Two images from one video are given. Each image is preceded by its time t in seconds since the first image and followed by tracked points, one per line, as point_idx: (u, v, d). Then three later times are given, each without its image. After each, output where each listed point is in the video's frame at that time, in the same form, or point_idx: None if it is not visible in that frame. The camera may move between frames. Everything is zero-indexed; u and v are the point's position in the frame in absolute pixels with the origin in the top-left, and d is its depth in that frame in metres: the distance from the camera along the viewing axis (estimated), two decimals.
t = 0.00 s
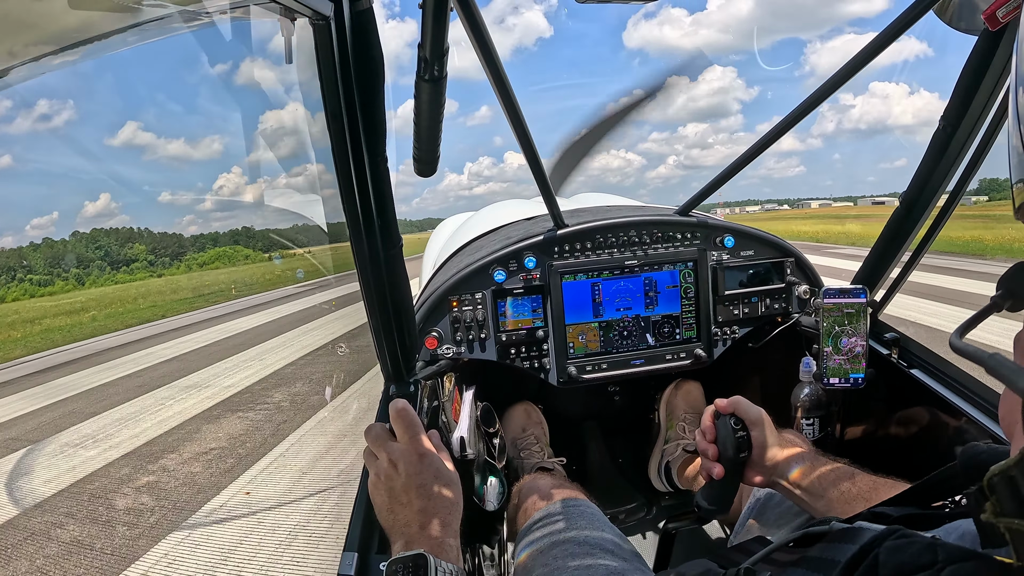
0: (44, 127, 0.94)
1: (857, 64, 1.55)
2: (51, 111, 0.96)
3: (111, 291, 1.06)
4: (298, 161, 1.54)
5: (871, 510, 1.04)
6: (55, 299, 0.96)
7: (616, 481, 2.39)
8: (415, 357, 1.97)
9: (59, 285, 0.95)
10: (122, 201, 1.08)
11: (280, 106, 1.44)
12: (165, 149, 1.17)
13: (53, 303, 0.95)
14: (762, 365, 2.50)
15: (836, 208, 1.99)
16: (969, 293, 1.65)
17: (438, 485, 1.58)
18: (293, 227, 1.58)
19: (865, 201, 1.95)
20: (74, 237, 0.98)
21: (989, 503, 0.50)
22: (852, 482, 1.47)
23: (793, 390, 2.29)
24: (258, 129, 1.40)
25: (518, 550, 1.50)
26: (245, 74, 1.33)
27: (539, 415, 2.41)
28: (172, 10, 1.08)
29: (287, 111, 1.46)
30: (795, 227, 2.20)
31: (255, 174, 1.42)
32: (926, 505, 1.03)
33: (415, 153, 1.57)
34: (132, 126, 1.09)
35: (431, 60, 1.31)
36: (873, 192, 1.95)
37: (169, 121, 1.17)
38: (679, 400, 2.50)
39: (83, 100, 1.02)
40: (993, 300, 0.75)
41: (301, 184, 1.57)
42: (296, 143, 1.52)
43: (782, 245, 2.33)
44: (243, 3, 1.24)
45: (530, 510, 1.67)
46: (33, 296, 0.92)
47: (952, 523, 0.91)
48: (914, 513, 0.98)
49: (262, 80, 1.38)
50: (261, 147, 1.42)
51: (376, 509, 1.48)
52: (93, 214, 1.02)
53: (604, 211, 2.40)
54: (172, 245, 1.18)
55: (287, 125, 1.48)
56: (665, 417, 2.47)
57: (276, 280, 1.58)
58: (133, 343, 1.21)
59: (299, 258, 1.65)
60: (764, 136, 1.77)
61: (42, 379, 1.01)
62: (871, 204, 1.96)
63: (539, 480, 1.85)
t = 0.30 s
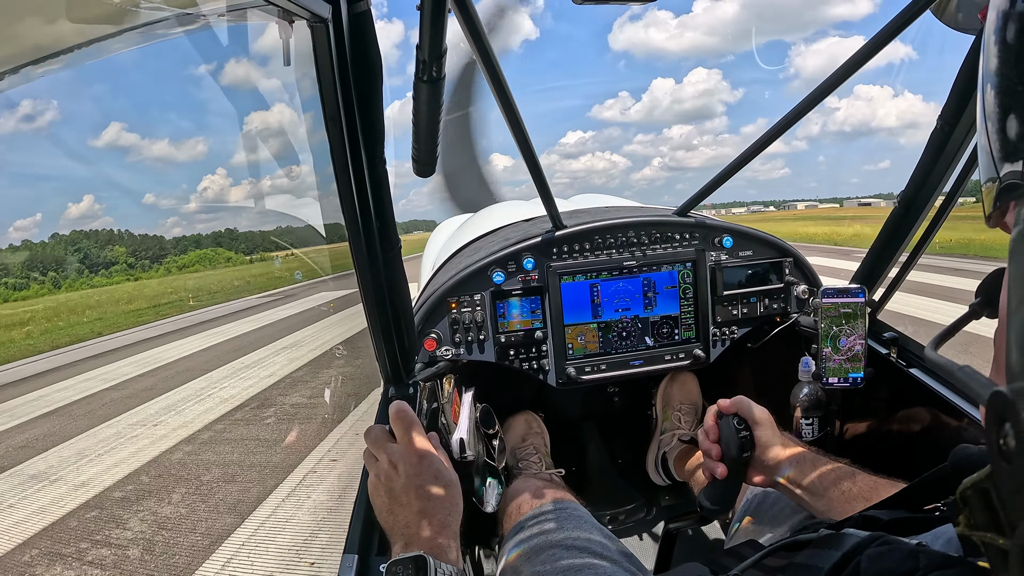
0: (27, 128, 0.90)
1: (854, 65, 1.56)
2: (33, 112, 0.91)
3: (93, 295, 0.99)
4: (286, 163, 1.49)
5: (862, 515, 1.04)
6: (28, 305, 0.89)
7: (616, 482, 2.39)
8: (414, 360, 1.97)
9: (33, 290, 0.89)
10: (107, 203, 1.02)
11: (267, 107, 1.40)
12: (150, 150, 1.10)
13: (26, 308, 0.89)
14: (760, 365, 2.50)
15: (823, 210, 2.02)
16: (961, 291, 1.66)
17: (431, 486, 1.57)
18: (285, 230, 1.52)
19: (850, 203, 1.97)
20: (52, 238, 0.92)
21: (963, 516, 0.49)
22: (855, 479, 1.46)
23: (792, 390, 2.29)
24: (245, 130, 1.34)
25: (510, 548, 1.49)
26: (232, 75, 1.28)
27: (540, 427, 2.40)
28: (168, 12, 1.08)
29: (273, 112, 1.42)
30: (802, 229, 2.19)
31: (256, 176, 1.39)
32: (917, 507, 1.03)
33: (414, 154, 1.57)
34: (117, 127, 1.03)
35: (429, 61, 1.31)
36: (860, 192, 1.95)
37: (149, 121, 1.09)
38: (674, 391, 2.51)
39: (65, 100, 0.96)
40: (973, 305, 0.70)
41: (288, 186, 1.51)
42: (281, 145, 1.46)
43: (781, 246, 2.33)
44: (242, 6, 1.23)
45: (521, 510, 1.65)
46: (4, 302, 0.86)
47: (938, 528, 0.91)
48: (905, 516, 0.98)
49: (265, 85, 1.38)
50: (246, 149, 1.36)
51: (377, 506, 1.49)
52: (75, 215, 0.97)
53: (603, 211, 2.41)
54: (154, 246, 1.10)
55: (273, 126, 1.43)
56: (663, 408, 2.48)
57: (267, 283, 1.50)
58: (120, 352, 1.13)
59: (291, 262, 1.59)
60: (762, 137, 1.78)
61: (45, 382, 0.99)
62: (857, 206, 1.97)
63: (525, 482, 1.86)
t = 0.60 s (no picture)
0: (11, 129, 0.86)
1: (858, 64, 1.56)
2: (17, 112, 0.87)
3: (73, 300, 0.93)
4: (271, 164, 1.39)
5: (867, 512, 1.04)
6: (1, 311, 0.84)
7: (618, 482, 2.39)
8: (417, 360, 1.99)
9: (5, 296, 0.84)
10: (93, 204, 0.97)
11: (253, 108, 1.30)
12: (135, 152, 1.04)
13: None
14: (763, 365, 2.50)
15: (810, 211, 1.99)
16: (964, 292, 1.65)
17: (431, 488, 1.56)
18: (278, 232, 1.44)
19: (837, 203, 1.93)
20: (33, 240, 0.87)
21: (971, 518, 0.49)
22: (855, 482, 1.46)
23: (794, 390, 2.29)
24: (229, 132, 1.25)
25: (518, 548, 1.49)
26: (219, 76, 1.20)
27: (540, 420, 2.41)
28: (174, 10, 1.06)
29: (259, 114, 1.33)
30: (812, 230, 2.10)
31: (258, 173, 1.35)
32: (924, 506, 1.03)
33: (418, 153, 1.57)
34: (101, 127, 0.97)
35: (433, 60, 1.31)
36: (845, 193, 1.91)
37: (141, 122, 1.05)
38: (680, 398, 2.49)
39: (50, 99, 0.91)
40: (974, 305, 0.72)
41: (273, 187, 1.40)
42: (266, 146, 1.36)
43: (784, 247, 2.33)
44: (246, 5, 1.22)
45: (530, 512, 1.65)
46: None
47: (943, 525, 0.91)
48: (911, 515, 0.98)
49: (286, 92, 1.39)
50: (230, 151, 1.26)
51: (381, 506, 1.50)
52: (60, 217, 0.92)
53: (606, 212, 2.40)
54: (135, 248, 1.04)
55: (260, 127, 1.34)
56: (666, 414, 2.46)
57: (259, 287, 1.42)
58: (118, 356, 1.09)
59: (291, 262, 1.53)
60: (759, 142, 1.80)
61: (49, 384, 0.96)
62: (844, 207, 1.93)
63: (536, 481, 1.82)
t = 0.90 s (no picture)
0: None
1: (860, 63, 1.55)
2: None
3: (53, 305, 0.90)
4: (256, 166, 1.36)
5: (870, 509, 1.03)
6: None
7: (620, 480, 2.38)
8: (419, 357, 1.97)
9: None
10: (77, 205, 0.95)
11: (240, 108, 1.30)
12: (120, 152, 1.03)
13: None
14: (765, 364, 2.49)
15: (797, 211, 2.10)
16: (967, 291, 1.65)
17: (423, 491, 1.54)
18: (266, 232, 1.41)
19: (825, 204, 1.99)
20: (12, 242, 0.85)
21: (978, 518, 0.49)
22: (859, 480, 1.45)
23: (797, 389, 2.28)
24: (216, 133, 1.24)
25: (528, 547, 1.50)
26: (204, 77, 1.19)
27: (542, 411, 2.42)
28: (173, 10, 1.07)
29: (246, 115, 1.32)
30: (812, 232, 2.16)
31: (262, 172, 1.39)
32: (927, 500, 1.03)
33: (420, 153, 1.57)
34: (86, 128, 0.96)
35: (434, 60, 1.31)
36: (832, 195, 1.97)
37: (123, 125, 1.03)
38: (685, 405, 2.48)
39: (34, 99, 0.88)
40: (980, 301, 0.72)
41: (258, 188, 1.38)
42: (252, 148, 1.35)
43: (787, 245, 2.33)
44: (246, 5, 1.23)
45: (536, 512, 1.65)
46: None
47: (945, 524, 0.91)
48: (917, 509, 0.98)
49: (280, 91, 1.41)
50: (216, 152, 1.24)
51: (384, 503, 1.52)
52: (45, 219, 0.89)
53: (608, 210, 2.40)
54: (116, 250, 1.00)
55: (246, 128, 1.32)
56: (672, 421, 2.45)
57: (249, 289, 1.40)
58: (103, 358, 1.08)
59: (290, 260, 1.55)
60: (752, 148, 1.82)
61: (54, 385, 0.99)
62: (832, 207, 1.98)
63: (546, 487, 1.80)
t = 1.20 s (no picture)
0: None
1: (854, 66, 1.56)
2: None
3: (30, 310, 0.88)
4: (246, 168, 1.34)
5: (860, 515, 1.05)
6: None
7: (616, 480, 2.39)
8: (416, 357, 1.98)
9: None
10: (65, 206, 0.95)
11: (227, 110, 1.27)
12: (109, 154, 1.02)
13: None
14: (761, 364, 2.50)
15: (788, 212, 2.12)
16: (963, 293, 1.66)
17: (415, 497, 1.47)
18: (259, 233, 1.39)
19: (816, 205, 2.02)
20: None
21: (952, 537, 0.49)
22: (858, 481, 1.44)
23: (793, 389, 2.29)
24: (202, 134, 1.21)
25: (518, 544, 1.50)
26: (194, 77, 1.18)
27: (539, 416, 2.42)
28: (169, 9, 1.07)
29: (234, 116, 1.29)
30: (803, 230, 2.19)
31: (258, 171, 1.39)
32: (916, 506, 1.02)
33: (419, 153, 1.57)
34: (74, 128, 0.96)
35: (433, 60, 1.31)
36: (823, 196, 2.00)
37: (111, 125, 1.03)
38: (679, 400, 2.49)
39: (24, 100, 0.89)
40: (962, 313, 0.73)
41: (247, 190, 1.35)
42: (240, 150, 1.32)
43: (784, 246, 2.33)
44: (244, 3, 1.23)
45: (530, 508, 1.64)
46: None
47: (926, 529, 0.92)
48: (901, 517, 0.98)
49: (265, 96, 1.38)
50: (204, 154, 1.22)
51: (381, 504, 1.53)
52: (33, 220, 0.89)
53: (606, 210, 2.40)
54: (99, 251, 0.99)
55: (234, 129, 1.30)
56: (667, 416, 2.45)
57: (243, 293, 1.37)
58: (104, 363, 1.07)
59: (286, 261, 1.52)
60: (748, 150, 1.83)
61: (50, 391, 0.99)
62: (824, 208, 2.01)
63: (534, 480, 1.80)
